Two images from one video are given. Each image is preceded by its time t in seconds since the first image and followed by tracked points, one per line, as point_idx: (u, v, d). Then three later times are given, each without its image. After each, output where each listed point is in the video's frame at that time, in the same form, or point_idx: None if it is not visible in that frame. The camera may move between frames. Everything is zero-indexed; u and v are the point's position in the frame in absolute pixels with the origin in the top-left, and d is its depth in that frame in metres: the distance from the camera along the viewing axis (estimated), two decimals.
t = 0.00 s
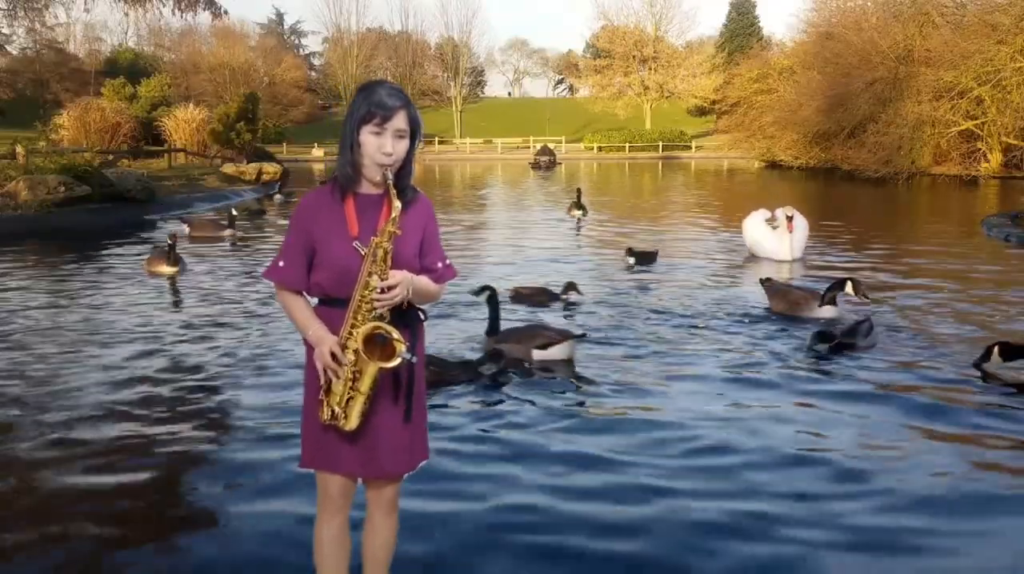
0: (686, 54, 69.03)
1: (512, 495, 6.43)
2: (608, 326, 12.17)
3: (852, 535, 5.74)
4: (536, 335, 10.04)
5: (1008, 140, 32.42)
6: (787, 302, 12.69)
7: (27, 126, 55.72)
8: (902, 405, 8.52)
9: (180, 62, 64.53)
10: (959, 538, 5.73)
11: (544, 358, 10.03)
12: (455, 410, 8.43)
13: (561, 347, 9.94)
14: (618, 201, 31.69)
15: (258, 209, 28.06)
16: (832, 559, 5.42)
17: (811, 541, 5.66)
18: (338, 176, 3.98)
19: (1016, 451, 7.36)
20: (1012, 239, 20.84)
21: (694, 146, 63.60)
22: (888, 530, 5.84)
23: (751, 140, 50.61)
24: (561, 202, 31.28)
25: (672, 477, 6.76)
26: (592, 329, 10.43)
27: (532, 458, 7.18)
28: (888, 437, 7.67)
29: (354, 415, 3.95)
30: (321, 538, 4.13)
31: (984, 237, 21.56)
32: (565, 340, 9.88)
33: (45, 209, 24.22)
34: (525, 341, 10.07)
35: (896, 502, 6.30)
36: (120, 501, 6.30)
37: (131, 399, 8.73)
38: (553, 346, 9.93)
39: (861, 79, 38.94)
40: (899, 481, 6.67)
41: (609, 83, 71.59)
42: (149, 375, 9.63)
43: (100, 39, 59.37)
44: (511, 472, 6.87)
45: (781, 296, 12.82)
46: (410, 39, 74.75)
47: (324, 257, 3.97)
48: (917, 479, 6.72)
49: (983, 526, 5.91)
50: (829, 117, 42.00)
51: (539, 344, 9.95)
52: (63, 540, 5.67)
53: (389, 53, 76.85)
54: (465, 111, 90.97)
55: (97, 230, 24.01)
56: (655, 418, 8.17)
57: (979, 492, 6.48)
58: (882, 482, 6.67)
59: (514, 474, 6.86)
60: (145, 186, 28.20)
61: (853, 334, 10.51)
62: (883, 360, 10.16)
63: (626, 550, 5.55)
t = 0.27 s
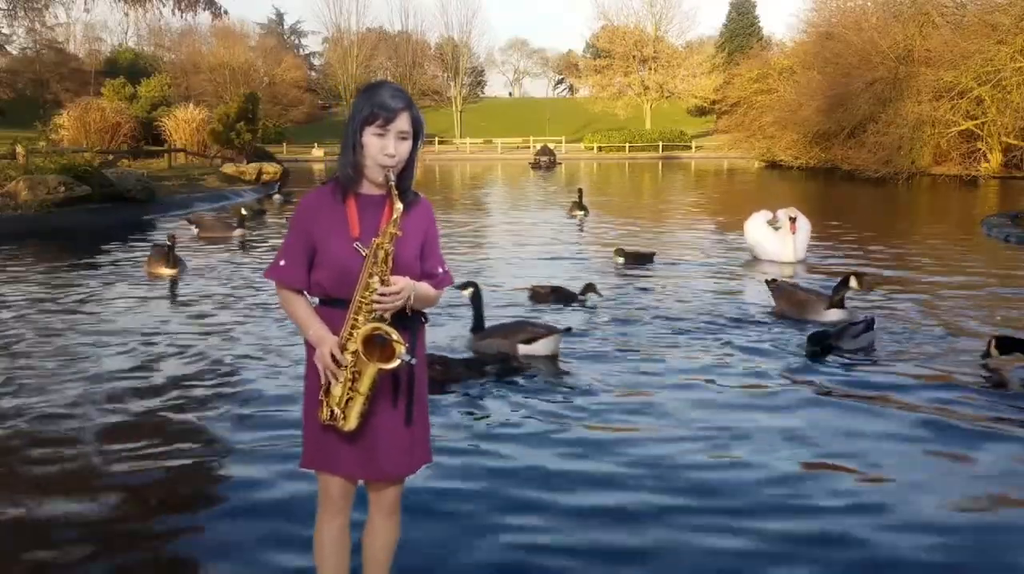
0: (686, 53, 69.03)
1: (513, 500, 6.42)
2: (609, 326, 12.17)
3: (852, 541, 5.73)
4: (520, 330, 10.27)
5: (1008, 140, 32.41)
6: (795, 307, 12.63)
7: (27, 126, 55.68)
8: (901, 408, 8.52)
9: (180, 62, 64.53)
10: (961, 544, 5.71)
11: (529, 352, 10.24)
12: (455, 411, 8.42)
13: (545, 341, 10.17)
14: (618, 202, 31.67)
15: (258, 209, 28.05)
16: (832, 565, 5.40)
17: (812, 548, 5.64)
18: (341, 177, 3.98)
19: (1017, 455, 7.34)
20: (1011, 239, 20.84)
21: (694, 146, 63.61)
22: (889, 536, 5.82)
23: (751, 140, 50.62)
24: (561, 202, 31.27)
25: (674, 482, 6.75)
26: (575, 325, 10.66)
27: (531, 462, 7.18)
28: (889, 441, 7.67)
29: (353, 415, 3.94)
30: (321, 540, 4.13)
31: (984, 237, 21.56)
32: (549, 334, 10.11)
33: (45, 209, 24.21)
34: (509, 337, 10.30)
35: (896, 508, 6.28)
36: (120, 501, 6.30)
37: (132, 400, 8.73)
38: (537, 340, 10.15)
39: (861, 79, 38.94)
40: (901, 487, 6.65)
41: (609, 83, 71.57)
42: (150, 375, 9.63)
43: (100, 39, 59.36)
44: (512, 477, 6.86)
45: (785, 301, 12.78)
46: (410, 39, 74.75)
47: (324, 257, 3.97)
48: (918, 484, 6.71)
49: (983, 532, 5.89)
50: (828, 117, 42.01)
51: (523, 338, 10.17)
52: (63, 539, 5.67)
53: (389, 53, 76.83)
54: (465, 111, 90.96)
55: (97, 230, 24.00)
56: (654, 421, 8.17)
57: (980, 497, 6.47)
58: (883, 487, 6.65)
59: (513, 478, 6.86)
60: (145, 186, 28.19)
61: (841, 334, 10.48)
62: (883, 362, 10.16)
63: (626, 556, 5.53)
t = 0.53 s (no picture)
0: (686, 54, 69.05)
1: (513, 494, 6.41)
2: (609, 324, 12.18)
3: (850, 534, 5.71)
4: (507, 326, 10.34)
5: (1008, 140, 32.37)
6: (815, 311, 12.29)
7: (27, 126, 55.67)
8: (901, 404, 8.51)
9: (180, 62, 64.51)
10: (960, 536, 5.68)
11: (516, 348, 10.31)
12: (456, 406, 8.42)
13: (531, 337, 10.23)
14: (618, 201, 31.63)
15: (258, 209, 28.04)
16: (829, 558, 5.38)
17: (809, 541, 5.61)
18: (346, 174, 3.99)
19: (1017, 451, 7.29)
20: (1011, 238, 20.82)
21: (694, 146, 63.62)
22: (887, 528, 5.80)
23: (751, 140, 50.61)
24: (561, 202, 31.25)
25: (673, 476, 6.73)
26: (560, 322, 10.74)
27: (530, 457, 7.16)
28: (890, 435, 7.65)
29: (347, 410, 3.95)
30: (318, 538, 4.12)
31: (984, 236, 21.56)
32: (536, 330, 10.17)
33: (45, 209, 24.20)
34: (496, 333, 10.36)
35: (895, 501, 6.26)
36: (119, 496, 6.28)
37: (131, 396, 8.72)
38: (523, 336, 10.22)
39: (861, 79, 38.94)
40: (901, 480, 6.63)
41: (609, 83, 71.54)
42: (149, 372, 9.61)
43: (100, 40, 59.35)
44: (513, 472, 6.86)
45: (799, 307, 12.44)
46: (410, 39, 74.77)
47: (325, 252, 3.97)
48: (919, 478, 6.69)
49: (982, 524, 5.86)
50: (828, 117, 42.02)
51: (510, 334, 10.25)
52: (61, 531, 5.66)
53: (389, 53, 76.88)
54: (465, 112, 90.94)
55: (98, 229, 23.98)
56: (654, 416, 8.15)
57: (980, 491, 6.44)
58: (883, 480, 6.63)
59: (512, 473, 6.83)
60: (145, 186, 28.18)
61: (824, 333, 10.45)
62: (884, 360, 10.15)
63: (623, 549, 5.52)
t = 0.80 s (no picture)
0: (686, 54, 69.06)
1: (514, 492, 6.41)
2: (609, 324, 12.19)
3: (847, 535, 5.70)
4: (499, 324, 10.35)
5: (1008, 140, 32.38)
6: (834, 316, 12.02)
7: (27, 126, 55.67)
8: (900, 406, 8.51)
9: (180, 62, 64.50)
10: (957, 537, 5.66)
11: (507, 345, 10.34)
12: (456, 407, 8.43)
13: (522, 334, 10.25)
14: (618, 201, 31.64)
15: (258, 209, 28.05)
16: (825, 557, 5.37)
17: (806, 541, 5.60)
18: (352, 174, 4.00)
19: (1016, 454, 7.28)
20: (1011, 238, 20.80)
21: (694, 146, 63.65)
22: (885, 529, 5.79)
23: (751, 140, 50.62)
24: (560, 202, 31.26)
25: (673, 475, 6.73)
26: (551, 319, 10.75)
27: (529, 455, 7.16)
28: (891, 437, 7.64)
29: (337, 406, 3.94)
30: (315, 536, 4.12)
31: (984, 236, 21.57)
32: (526, 328, 10.19)
33: (45, 210, 24.21)
34: (487, 330, 10.38)
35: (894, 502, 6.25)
36: (119, 501, 6.29)
37: (131, 399, 8.74)
38: (514, 333, 10.25)
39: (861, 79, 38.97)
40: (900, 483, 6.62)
41: (609, 83, 71.43)
42: (149, 374, 9.62)
43: (100, 40, 59.33)
44: (513, 469, 6.86)
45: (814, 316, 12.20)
46: (410, 39, 74.78)
47: (325, 248, 3.98)
48: (919, 480, 6.67)
49: (981, 527, 5.84)
50: (828, 117, 42.04)
51: (502, 331, 10.27)
52: (61, 537, 5.67)
53: (389, 53, 76.91)
54: (465, 112, 90.96)
55: (98, 230, 23.99)
56: (654, 416, 8.15)
57: (980, 494, 6.43)
58: (883, 482, 6.62)
59: (510, 470, 6.83)
60: (145, 186, 28.18)
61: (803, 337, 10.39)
62: (884, 360, 10.16)
63: (620, 547, 5.52)
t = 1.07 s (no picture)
0: (686, 54, 69.04)
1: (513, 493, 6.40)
2: (608, 324, 12.19)
3: (843, 535, 5.68)
4: (495, 322, 10.47)
5: (1008, 140, 32.36)
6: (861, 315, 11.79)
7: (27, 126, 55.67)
8: (900, 406, 8.51)
9: (180, 62, 64.49)
10: (954, 538, 5.65)
11: (505, 343, 10.49)
12: (456, 407, 8.43)
13: (520, 332, 10.41)
14: (618, 201, 31.64)
15: (258, 209, 28.06)
16: (822, 558, 5.33)
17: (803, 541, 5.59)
18: (348, 174, 4.00)
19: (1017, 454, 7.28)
20: (1011, 238, 20.75)
21: (694, 146, 63.63)
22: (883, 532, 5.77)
23: (751, 140, 50.61)
24: (560, 202, 31.27)
25: (670, 477, 6.70)
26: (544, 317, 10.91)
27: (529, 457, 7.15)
28: (893, 438, 7.62)
29: (339, 408, 3.93)
30: (316, 537, 4.12)
31: (984, 236, 21.56)
32: (525, 325, 10.35)
33: (45, 209, 24.22)
34: (484, 328, 10.48)
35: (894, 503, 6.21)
36: (118, 500, 6.29)
37: (131, 398, 8.73)
38: (513, 331, 10.40)
39: (860, 79, 38.98)
40: (898, 485, 6.60)
41: (609, 83, 71.32)
42: (149, 373, 9.63)
43: (100, 40, 59.33)
44: (513, 470, 6.85)
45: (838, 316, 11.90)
46: (410, 39, 74.75)
47: (323, 246, 3.96)
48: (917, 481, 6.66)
49: (980, 527, 5.82)
50: (828, 117, 42.04)
51: (500, 329, 10.39)
52: (62, 537, 5.68)
53: (389, 53, 76.91)
54: (465, 112, 90.96)
55: (98, 230, 23.99)
56: (654, 417, 8.15)
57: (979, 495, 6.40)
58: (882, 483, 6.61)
59: (510, 472, 6.82)
60: (145, 186, 28.19)
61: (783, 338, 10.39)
62: (883, 360, 10.17)
63: (616, 546, 5.50)
